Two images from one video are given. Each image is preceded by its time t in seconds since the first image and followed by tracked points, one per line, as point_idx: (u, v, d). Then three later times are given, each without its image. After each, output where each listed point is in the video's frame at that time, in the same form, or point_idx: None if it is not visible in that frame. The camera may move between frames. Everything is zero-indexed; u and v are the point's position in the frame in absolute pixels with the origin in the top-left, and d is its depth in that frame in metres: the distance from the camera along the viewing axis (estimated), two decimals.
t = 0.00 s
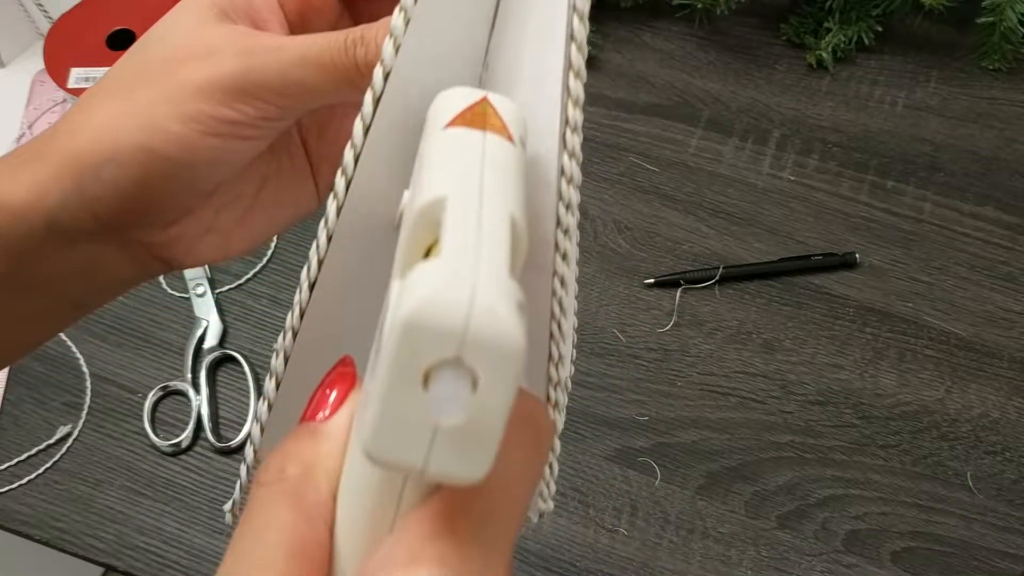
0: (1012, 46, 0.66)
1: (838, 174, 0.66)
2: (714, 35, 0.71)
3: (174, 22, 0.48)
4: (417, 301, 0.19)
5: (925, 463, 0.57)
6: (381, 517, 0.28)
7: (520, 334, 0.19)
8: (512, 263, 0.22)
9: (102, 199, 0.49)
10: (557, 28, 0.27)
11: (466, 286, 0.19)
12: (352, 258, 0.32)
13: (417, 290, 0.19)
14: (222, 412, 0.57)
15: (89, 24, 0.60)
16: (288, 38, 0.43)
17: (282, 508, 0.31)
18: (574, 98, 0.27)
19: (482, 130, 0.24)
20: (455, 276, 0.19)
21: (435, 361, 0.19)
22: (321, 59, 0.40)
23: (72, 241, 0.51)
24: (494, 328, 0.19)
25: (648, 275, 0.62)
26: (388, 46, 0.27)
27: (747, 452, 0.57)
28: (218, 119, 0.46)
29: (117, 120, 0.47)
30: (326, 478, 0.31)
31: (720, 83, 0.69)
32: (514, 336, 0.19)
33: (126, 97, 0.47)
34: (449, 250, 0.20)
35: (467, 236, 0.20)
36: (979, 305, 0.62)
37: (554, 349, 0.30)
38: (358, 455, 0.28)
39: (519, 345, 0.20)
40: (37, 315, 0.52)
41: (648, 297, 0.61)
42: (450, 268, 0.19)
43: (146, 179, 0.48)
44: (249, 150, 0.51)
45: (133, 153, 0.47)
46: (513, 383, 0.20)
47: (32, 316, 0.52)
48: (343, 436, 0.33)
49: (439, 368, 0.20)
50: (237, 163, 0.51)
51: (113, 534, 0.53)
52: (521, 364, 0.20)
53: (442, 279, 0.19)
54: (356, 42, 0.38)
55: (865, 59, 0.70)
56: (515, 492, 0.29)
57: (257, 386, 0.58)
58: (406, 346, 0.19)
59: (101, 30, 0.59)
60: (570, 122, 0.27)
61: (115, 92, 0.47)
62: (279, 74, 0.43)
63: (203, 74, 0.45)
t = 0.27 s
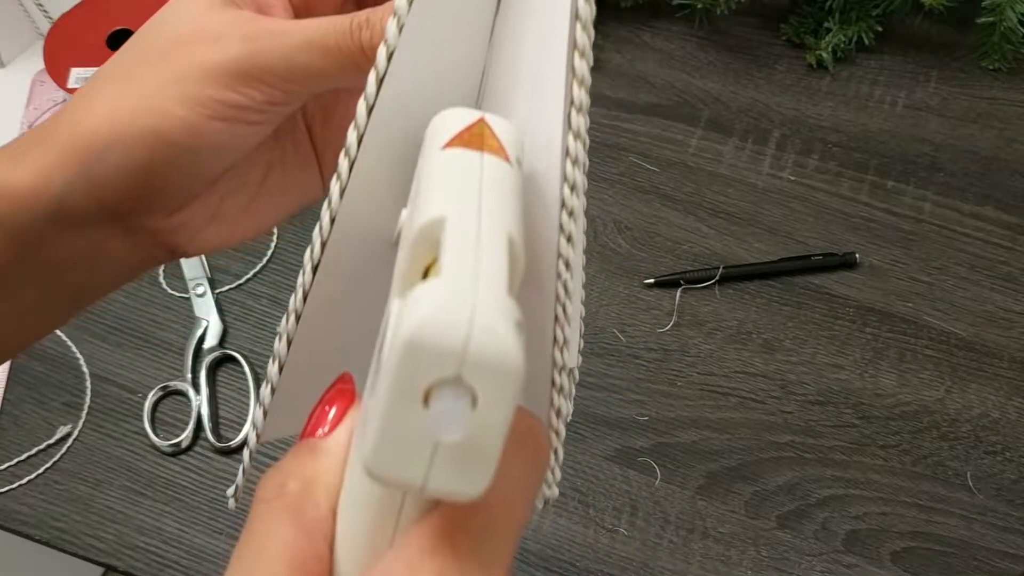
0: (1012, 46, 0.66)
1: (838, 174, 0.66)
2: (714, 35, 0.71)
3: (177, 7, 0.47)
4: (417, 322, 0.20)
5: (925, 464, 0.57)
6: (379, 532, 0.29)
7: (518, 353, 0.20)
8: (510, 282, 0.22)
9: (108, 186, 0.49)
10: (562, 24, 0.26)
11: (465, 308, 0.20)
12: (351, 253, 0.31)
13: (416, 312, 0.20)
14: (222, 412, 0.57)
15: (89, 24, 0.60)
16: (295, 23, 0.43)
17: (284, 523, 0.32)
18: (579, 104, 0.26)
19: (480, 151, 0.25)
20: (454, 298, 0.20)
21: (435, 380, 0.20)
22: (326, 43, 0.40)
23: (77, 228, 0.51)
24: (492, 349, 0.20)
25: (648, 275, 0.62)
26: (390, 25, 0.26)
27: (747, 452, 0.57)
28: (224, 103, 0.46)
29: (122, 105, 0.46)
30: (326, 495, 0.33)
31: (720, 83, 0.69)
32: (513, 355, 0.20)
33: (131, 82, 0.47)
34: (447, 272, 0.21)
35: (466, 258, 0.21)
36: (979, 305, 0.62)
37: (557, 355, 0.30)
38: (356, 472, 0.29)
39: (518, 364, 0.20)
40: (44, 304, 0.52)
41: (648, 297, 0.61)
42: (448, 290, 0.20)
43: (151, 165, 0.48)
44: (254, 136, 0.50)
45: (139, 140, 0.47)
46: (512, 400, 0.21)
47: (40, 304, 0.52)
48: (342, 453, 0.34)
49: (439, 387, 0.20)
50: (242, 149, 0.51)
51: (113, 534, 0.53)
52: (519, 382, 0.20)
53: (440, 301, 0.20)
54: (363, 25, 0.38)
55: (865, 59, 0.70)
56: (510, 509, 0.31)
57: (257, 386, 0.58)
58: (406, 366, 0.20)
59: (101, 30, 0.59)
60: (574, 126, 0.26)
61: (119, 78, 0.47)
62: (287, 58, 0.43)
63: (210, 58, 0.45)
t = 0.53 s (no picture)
0: (1012, 46, 0.67)
1: (838, 173, 0.66)
2: (714, 35, 0.71)
3: None
4: (417, 328, 0.20)
5: (925, 464, 0.57)
6: (378, 541, 0.29)
7: (518, 358, 0.20)
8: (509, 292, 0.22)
9: (109, 165, 0.48)
10: (562, 35, 0.25)
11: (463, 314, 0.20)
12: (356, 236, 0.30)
13: (416, 318, 0.20)
14: (222, 412, 0.57)
15: (89, 24, 0.60)
16: None
17: (286, 530, 0.33)
18: (580, 128, 0.25)
19: (479, 160, 0.25)
20: (452, 305, 0.20)
21: (434, 386, 0.20)
22: (329, 19, 0.40)
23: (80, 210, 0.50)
24: (491, 354, 0.20)
25: (648, 275, 0.62)
26: None
27: (747, 452, 0.57)
28: (226, 82, 0.45)
29: (123, 85, 0.46)
30: (327, 502, 0.34)
31: (720, 83, 0.69)
32: (512, 360, 0.20)
33: (131, 62, 0.46)
34: (447, 278, 0.21)
35: (466, 265, 0.21)
36: (979, 305, 0.62)
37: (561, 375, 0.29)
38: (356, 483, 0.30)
39: (517, 370, 0.20)
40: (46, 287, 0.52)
41: (648, 297, 0.61)
42: (446, 297, 0.20)
43: (153, 146, 0.48)
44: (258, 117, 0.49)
45: (140, 119, 0.46)
46: (511, 405, 0.21)
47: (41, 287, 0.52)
48: (342, 459, 0.35)
49: (438, 393, 0.20)
50: (244, 130, 0.50)
51: (113, 534, 0.53)
52: (519, 388, 0.20)
53: (439, 307, 0.20)
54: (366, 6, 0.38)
55: (865, 59, 0.70)
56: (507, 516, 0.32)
57: (257, 386, 0.58)
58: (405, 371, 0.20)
59: (102, 30, 0.59)
60: (575, 151, 0.26)
61: (121, 58, 0.47)
62: (290, 36, 0.42)
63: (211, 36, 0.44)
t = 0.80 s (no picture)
0: (1012, 46, 0.67)
1: (838, 173, 0.66)
2: (714, 35, 0.71)
3: None
4: (414, 344, 0.20)
5: (925, 464, 0.57)
6: (378, 555, 0.30)
7: (514, 374, 0.20)
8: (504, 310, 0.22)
9: (112, 137, 0.47)
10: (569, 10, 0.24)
11: (460, 331, 0.20)
12: (362, 205, 0.28)
13: (412, 334, 0.20)
14: (222, 412, 0.57)
15: (88, 23, 0.60)
16: None
17: (286, 546, 0.33)
18: (586, 113, 0.24)
19: (475, 182, 0.24)
20: (448, 321, 0.20)
21: (430, 401, 0.20)
22: None
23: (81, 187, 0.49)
24: (487, 370, 0.20)
25: (648, 275, 0.62)
26: None
27: (747, 452, 0.57)
28: (231, 49, 0.45)
29: (125, 54, 0.45)
30: (327, 518, 0.34)
31: (720, 83, 0.69)
32: (507, 376, 0.20)
33: (133, 30, 0.45)
34: (444, 294, 0.21)
35: (462, 281, 0.21)
36: (979, 305, 0.62)
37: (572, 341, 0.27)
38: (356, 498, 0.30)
39: (513, 386, 0.20)
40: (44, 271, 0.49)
41: (648, 297, 0.61)
42: (443, 313, 0.20)
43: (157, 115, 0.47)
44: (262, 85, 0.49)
45: (146, 81, 0.45)
46: (507, 420, 0.21)
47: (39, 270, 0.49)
48: (341, 475, 0.36)
49: (434, 408, 0.20)
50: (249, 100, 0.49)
51: (113, 535, 0.53)
52: (515, 402, 0.20)
53: (436, 324, 0.20)
54: None
55: (865, 59, 0.70)
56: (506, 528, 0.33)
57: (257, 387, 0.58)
58: (402, 386, 0.20)
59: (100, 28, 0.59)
60: (584, 108, 0.24)
61: (122, 27, 0.46)
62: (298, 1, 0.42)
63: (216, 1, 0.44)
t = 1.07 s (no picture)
0: (1012, 46, 0.67)
1: (838, 173, 0.66)
2: (714, 35, 0.71)
3: None
4: (413, 362, 0.20)
5: (924, 464, 0.57)
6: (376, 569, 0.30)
7: (511, 391, 0.21)
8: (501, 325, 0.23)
9: (116, 120, 0.46)
10: (569, 17, 0.24)
11: (458, 350, 0.20)
12: (364, 196, 0.28)
13: (412, 353, 0.20)
14: (222, 412, 0.57)
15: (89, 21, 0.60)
16: None
17: (286, 560, 0.34)
18: (591, 116, 0.24)
19: (473, 201, 0.25)
20: (447, 341, 0.20)
21: (430, 419, 0.21)
22: None
23: (86, 170, 0.48)
24: (484, 388, 0.20)
25: (648, 275, 0.62)
26: None
27: (747, 452, 0.57)
28: (232, 28, 0.45)
29: (126, 35, 0.45)
30: (326, 532, 0.35)
31: (720, 83, 0.69)
32: (504, 394, 0.20)
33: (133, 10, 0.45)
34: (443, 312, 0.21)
35: (461, 299, 0.21)
36: (979, 305, 0.62)
37: (577, 317, 0.27)
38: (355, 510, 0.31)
39: (510, 403, 0.21)
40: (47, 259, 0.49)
41: (648, 297, 0.61)
42: (442, 332, 0.21)
43: (159, 97, 0.46)
44: (265, 65, 0.48)
45: (150, 64, 0.45)
46: (504, 437, 0.21)
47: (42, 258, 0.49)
48: (340, 490, 0.37)
49: (433, 425, 0.21)
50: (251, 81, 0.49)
51: (113, 534, 0.53)
52: (513, 419, 0.21)
53: (436, 343, 0.20)
54: None
55: (865, 59, 0.70)
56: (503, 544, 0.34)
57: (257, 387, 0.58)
58: (401, 404, 0.20)
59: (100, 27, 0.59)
60: (587, 109, 0.24)
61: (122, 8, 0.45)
62: None
63: None
